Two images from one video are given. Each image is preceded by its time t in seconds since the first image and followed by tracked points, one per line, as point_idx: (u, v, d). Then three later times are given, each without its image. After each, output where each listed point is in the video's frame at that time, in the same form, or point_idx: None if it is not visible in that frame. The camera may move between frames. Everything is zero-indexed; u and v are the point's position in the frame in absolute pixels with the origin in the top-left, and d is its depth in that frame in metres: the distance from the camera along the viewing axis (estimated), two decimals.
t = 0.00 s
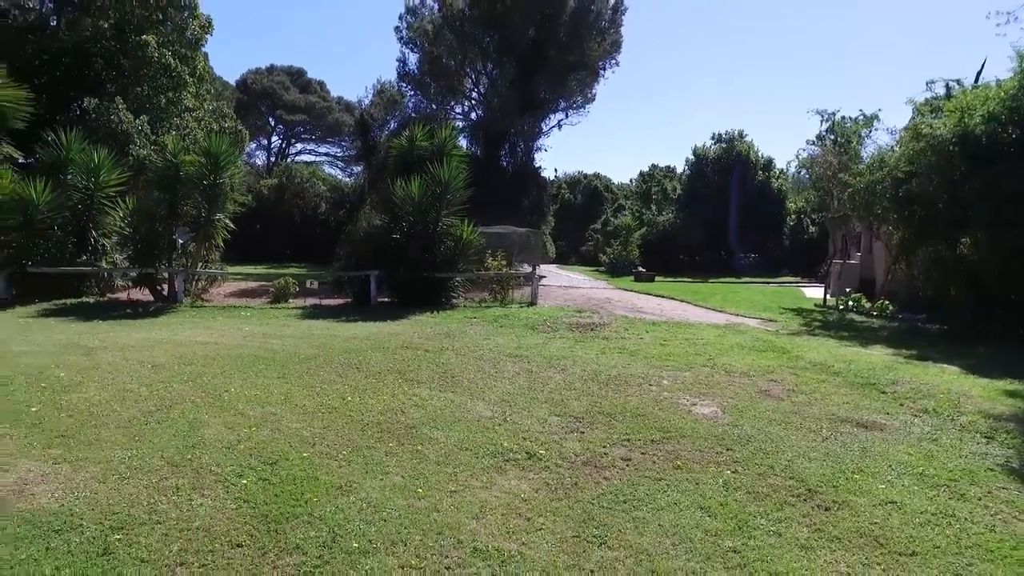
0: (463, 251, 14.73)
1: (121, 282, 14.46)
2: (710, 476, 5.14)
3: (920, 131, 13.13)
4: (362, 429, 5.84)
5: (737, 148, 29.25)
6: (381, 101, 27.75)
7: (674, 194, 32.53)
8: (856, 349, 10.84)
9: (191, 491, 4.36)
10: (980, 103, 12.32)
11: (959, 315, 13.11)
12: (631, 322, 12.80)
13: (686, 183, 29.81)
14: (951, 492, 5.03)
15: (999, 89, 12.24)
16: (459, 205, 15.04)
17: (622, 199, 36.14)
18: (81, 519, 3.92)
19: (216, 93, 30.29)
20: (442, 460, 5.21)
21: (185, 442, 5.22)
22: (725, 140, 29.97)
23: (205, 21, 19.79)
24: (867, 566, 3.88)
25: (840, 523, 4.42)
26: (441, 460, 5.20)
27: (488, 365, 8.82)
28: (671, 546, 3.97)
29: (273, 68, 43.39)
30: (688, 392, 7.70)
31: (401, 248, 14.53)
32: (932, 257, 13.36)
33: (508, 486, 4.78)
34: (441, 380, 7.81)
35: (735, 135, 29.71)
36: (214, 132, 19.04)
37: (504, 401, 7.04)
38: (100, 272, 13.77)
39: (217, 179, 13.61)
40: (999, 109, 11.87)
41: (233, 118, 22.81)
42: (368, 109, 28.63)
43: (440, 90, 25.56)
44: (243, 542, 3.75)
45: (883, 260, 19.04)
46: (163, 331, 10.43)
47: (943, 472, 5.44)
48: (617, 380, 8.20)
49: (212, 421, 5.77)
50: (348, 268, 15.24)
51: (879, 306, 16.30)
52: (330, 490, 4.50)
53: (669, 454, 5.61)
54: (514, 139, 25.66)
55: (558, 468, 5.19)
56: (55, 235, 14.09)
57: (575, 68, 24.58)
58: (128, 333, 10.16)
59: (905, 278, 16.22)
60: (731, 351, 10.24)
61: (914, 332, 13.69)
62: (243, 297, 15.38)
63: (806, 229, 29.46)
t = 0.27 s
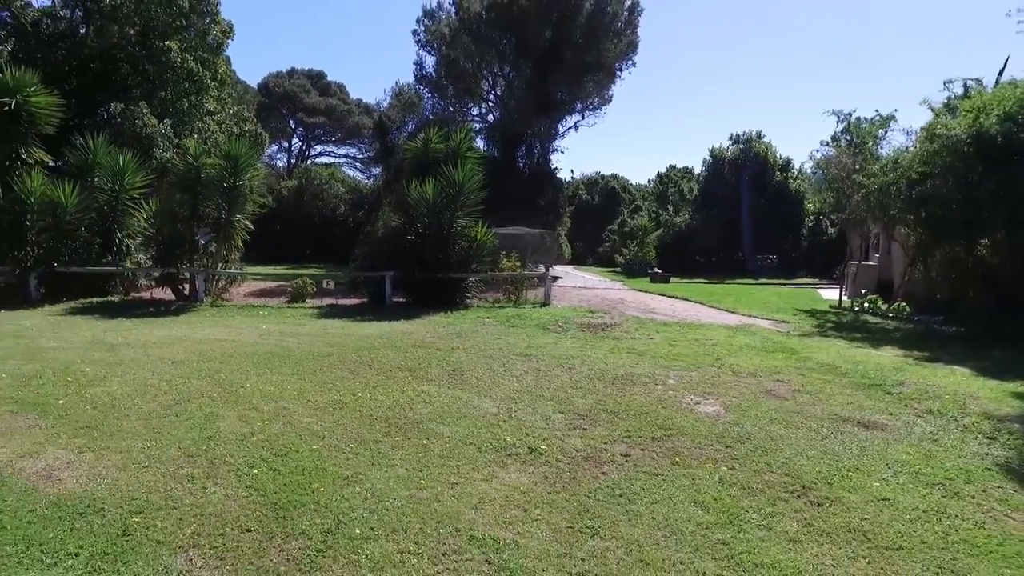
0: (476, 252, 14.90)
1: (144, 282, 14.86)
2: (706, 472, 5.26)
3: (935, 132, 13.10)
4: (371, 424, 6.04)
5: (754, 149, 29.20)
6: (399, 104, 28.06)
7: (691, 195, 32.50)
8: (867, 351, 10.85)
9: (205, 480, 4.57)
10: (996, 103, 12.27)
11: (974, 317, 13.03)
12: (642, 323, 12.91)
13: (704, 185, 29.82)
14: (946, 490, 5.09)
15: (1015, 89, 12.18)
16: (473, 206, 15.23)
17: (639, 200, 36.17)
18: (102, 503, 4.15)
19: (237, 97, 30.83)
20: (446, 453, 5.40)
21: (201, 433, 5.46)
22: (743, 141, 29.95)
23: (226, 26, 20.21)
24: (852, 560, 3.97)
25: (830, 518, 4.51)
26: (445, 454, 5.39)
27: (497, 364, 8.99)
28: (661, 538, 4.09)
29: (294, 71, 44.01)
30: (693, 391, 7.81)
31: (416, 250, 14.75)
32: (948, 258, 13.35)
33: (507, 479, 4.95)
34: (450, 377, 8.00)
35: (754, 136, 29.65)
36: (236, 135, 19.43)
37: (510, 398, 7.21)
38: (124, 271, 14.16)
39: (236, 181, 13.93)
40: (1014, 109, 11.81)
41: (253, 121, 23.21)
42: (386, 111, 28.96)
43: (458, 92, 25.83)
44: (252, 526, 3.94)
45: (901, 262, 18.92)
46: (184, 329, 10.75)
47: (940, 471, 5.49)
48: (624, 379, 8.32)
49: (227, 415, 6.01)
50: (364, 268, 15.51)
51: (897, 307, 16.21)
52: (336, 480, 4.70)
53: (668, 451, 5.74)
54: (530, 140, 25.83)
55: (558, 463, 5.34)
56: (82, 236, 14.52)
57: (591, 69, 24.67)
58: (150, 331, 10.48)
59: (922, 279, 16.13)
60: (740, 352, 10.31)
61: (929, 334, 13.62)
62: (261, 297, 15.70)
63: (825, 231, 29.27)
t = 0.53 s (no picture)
0: (486, 253, 15.00)
1: (161, 281, 15.14)
2: (703, 468, 5.33)
3: (947, 131, 13.05)
4: (376, 419, 6.17)
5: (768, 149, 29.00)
6: (412, 105, 28.28)
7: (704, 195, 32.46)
8: (876, 352, 10.83)
9: (213, 471, 4.72)
10: (1008, 102, 12.20)
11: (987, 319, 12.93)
12: (651, 322, 12.98)
13: (717, 186, 29.76)
14: (942, 488, 5.12)
15: None
16: (483, 206, 15.37)
17: (652, 200, 36.16)
18: (114, 492, 4.30)
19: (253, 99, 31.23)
20: (448, 448, 5.52)
21: (211, 427, 5.62)
22: (757, 141, 29.75)
23: (242, 29, 20.51)
24: (842, 554, 4.02)
25: (824, 514, 4.57)
26: (447, 448, 5.51)
27: (504, 362, 9.11)
28: (654, 532, 4.17)
29: (309, 73, 44.44)
30: (696, 390, 7.87)
31: (427, 250, 14.87)
32: (961, 259, 13.26)
33: (506, 474, 5.06)
34: (455, 375, 8.12)
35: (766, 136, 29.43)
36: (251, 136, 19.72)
37: (514, 395, 7.32)
38: (141, 271, 14.43)
39: (251, 182, 14.17)
40: None
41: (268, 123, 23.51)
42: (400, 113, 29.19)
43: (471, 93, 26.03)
44: (257, 515, 4.07)
45: (915, 263, 18.78)
46: (198, 328, 10.97)
47: (938, 470, 5.51)
48: (628, 378, 8.40)
49: (236, 409, 6.17)
50: (375, 268, 15.69)
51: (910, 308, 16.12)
52: (339, 473, 4.83)
53: (667, 448, 5.81)
54: (543, 141, 25.94)
55: (557, 458, 5.45)
56: (101, 236, 14.83)
57: (603, 69, 24.72)
58: (165, 329, 10.70)
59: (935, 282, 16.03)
60: (747, 351, 10.33)
61: (941, 335, 13.56)
62: (275, 297, 15.84)
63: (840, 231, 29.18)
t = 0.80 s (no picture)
0: (499, 253, 15.15)
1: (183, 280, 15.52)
2: (701, 465, 5.44)
3: (964, 131, 12.98)
4: (384, 414, 6.36)
5: (787, 149, 28.94)
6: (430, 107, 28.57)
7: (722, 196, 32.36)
8: (889, 353, 10.80)
9: (226, 461, 4.93)
10: None
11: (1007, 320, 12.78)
12: (664, 323, 13.05)
13: (735, 187, 29.71)
14: (939, 487, 5.17)
15: None
16: (499, 207, 15.54)
17: (670, 201, 36.10)
18: (132, 478, 4.52)
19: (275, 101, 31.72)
20: (453, 442, 5.69)
21: (226, 420, 5.85)
22: (776, 141, 29.68)
23: (263, 33, 20.86)
24: (830, 547, 4.10)
25: (816, 510, 4.66)
26: (452, 442, 5.68)
27: (514, 360, 9.26)
28: (646, 524, 4.29)
29: (330, 75, 44.99)
30: (702, 390, 7.94)
31: (442, 250, 15.08)
32: (982, 260, 13.11)
33: (507, 467, 5.21)
34: (465, 373, 8.29)
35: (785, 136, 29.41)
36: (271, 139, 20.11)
37: (521, 393, 7.46)
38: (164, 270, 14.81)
39: (270, 183, 14.49)
40: None
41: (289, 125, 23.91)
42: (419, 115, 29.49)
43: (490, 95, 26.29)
44: (265, 502, 4.27)
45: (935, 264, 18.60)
46: (218, 325, 11.26)
47: (937, 469, 5.55)
48: (636, 377, 8.50)
49: (251, 403, 6.40)
50: (392, 269, 15.93)
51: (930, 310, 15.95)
52: (346, 464, 5.02)
53: (667, 445, 5.92)
54: (561, 142, 26.06)
55: (558, 453, 5.58)
56: (126, 236, 15.24)
57: (621, 70, 24.79)
58: (186, 326, 11.00)
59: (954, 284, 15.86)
60: (757, 352, 10.37)
61: (959, 337, 13.44)
62: (293, 296, 16.05)
63: (860, 232, 28.92)
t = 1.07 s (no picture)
0: (513, 255, 15.34)
1: (204, 280, 15.86)
2: (701, 461, 5.56)
3: (980, 131, 12.95)
4: (394, 410, 6.55)
5: (805, 150, 28.84)
6: (448, 109, 28.80)
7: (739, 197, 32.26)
8: (900, 355, 10.80)
9: (242, 453, 5.15)
10: None
11: None
12: (676, 323, 13.13)
13: (752, 188, 29.32)
14: (936, 485, 5.24)
15: None
16: (513, 209, 15.71)
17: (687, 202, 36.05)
18: (153, 467, 4.76)
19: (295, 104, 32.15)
20: (460, 437, 5.86)
21: (242, 414, 6.08)
22: (793, 141, 29.57)
23: (283, 37, 21.19)
24: (822, 541, 4.21)
25: (811, 506, 4.76)
26: (459, 438, 5.86)
27: (524, 359, 9.42)
28: (643, 517, 4.43)
29: (350, 77, 45.48)
30: (709, 389, 8.04)
31: (457, 252, 15.29)
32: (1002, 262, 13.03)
33: (511, 462, 5.37)
34: (475, 371, 8.46)
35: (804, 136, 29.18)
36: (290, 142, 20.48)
37: (529, 391, 7.62)
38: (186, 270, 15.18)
39: (289, 185, 14.79)
40: None
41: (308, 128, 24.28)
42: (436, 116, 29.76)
43: (507, 97, 26.52)
44: (277, 492, 4.47)
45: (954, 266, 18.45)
46: (238, 324, 11.55)
47: (936, 467, 5.62)
48: (644, 376, 8.62)
49: (266, 399, 6.63)
50: (407, 269, 16.17)
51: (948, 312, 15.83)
52: (356, 458, 5.22)
53: (669, 442, 6.04)
54: (577, 143, 26.17)
55: (561, 449, 5.74)
56: (149, 237, 15.63)
57: (637, 71, 24.83)
58: (207, 325, 11.31)
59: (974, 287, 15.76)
60: (767, 352, 10.43)
61: (975, 339, 13.37)
62: (311, 297, 16.32)
63: (878, 232, 28.96)
